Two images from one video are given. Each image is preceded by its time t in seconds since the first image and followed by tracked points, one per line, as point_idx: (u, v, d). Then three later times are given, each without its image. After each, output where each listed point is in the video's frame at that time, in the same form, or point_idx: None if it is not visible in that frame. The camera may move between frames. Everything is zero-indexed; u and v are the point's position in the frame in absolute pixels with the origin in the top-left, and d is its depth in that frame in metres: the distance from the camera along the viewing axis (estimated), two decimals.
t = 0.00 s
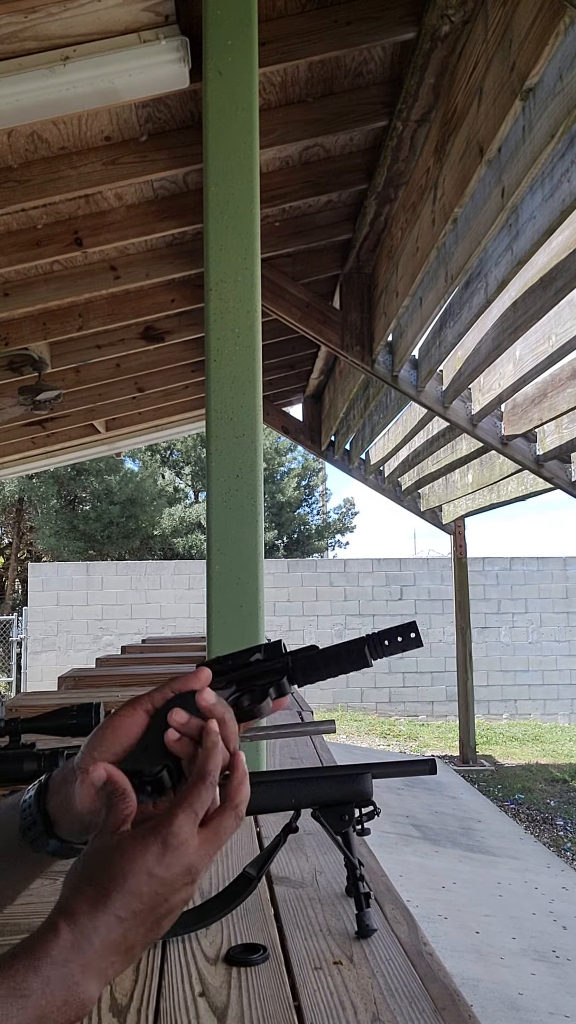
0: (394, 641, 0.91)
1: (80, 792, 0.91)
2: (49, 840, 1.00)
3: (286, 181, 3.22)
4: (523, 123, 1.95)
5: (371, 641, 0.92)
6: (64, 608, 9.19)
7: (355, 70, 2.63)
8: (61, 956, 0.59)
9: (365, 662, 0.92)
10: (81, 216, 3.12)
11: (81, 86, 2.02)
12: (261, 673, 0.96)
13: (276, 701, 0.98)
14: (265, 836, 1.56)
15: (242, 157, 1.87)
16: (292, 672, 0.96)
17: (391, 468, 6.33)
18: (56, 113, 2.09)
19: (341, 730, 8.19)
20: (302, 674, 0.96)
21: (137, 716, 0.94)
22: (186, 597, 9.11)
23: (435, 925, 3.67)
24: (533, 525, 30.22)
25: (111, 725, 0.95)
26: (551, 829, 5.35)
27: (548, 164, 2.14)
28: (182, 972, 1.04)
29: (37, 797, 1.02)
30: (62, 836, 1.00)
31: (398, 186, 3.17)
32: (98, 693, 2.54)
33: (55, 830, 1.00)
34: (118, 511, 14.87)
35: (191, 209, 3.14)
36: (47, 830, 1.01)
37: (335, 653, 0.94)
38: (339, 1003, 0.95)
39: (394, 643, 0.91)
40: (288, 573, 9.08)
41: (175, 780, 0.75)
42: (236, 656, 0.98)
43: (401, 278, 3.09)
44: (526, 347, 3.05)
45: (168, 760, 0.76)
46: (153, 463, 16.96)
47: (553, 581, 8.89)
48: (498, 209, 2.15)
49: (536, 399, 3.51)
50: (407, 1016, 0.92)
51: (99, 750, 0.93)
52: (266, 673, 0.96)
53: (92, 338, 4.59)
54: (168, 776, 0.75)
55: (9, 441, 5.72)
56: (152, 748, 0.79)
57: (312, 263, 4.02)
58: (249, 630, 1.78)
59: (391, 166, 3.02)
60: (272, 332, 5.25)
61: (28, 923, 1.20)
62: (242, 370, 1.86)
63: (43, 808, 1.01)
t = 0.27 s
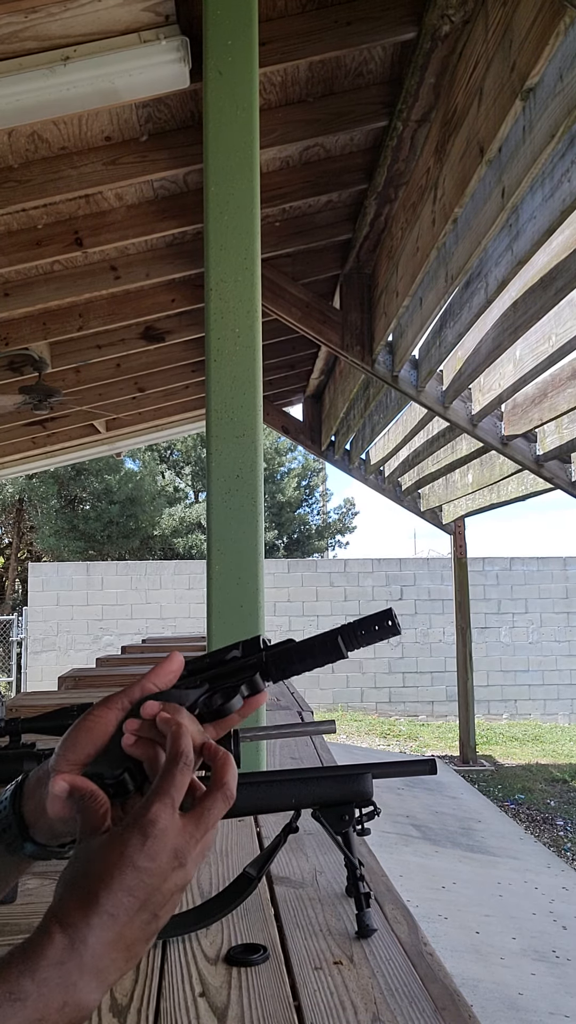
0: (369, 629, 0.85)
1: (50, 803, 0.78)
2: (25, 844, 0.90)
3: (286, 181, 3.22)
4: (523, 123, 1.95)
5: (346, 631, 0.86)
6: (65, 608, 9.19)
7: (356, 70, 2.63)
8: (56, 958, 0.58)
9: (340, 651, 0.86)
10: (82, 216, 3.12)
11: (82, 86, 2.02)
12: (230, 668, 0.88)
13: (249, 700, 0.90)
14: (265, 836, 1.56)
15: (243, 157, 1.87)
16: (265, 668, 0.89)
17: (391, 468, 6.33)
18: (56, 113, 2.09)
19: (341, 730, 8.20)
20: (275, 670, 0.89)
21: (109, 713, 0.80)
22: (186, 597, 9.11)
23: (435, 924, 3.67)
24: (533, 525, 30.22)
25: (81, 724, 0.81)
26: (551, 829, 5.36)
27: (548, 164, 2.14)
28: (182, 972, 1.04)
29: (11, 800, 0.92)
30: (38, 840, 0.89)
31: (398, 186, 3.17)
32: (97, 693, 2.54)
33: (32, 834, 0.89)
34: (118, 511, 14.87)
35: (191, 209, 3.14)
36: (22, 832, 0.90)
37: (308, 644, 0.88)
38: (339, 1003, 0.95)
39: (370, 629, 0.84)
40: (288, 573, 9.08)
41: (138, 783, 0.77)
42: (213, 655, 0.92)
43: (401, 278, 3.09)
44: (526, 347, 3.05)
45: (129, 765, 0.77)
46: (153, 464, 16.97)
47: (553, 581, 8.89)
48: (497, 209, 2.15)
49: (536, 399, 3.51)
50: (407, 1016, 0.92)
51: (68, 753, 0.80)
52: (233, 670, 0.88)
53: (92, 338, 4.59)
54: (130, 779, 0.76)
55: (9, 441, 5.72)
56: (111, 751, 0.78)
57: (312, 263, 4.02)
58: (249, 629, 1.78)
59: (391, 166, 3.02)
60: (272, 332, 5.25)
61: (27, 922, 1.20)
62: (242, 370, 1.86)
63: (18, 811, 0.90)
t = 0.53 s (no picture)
0: (360, 629, 0.89)
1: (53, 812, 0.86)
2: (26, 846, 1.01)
3: (286, 181, 3.22)
4: (523, 123, 1.95)
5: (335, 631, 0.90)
6: (65, 608, 9.19)
7: (356, 71, 2.63)
8: (35, 971, 0.60)
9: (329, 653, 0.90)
10: (82, 216, 3.12)
11: (82, 86, 2.02)
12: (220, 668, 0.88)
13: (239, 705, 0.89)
14: (265, 836, 1.56)
15: (243, 157, 1.87)
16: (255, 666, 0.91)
17: (391, 468, 6.33)
18: (56, 113, 2.10)
19: (341, 730, 8.19)
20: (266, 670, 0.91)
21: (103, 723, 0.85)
22: (186, 597, 9.11)
23: (435, 924, 3.67)
24: (534, 525, 30.22)
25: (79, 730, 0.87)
26: (551, 829, 5.36)
27: (548, 164, 2.14)
28: (182, 973, 1.04)
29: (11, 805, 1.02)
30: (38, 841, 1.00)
31: (398, 186, 3.17)
32: (98, 693, 2.54)
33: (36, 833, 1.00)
34: (118, 511, 14.87)
35: (191, 209, 3.14)
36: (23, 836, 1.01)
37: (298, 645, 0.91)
38: (338, 1003, 0.95)
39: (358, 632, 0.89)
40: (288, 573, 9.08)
41: (131, 801, 0.81)
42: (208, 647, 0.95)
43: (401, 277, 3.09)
44: (526, 347, 3.05)
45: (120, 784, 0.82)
46: (153, 464, 16.97)
47: (554, 581, 8.89)
48: (497, 209, 2.15)
49: (536, 399, 3.51)
50: (407, 1015, 0.92)
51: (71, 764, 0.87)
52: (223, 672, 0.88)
53: (92, 338, 4.59)
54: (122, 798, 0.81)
55: (9, 441, 5.73)
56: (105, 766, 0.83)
57: (312, 263, 4.02)
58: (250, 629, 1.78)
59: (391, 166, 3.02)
60: (272, 332, 5.25)
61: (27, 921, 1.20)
62: (242, 370, 1.86)
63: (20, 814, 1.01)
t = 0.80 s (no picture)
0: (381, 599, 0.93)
1: (113, 816, 0.93)
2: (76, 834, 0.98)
3: (286, 181, 3.22)
4: (523, 123, 1.95)
5: (348, 604, 0.95)
6: (65, 608, 9.19)
7: (356, 70, 2.63)
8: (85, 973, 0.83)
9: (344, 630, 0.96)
10: (82, 216, 3.11)
11: (82, 86, 2.02)
12: (237, 654, 0.96)
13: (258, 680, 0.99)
14: (265, 836, 1.56)
15: (243, 157, 1.86)
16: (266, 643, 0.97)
17: (391, 468, 6.32)
18: (56, 112, 2.09)
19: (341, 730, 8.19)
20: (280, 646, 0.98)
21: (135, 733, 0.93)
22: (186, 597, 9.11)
23: (435, 924, 3.67)
24: (534, 525, 30.21)
25: (108, 738, 0.93)
26: (551, 829, 5.35)
27: (548, 164, 2.14)
28: (182, 973, 1.04)
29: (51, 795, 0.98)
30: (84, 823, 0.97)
31: (398, 186, 3.17)
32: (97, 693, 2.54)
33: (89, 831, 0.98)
34: (118, 511, 14.86)
35: (191, 209, 3.14)
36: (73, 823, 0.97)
37: (312, 623, 0.96)
38: (339, 1003, 0.95)
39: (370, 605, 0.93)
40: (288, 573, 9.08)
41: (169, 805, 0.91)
42: (211, 619, 0.98)
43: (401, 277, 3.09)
44: (526, 347, 3.05)
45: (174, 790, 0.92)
46: (153, 464, 16.96)
47: (554, 581, 8.89)
48: (498, 209, 2.15)
49: (536, 399, 3.51)
50: (407, 1015, 0.92)
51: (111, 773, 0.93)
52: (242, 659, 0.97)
53: (92, 338, 4.59)
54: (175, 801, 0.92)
55: (9, 441, 5.73)
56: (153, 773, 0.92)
57: (312, 263, 4.02)
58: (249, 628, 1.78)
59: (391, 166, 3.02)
60: (272, 332, 5.25)
61: (27, 921, 1.20)
62: (242, 370, 1.86)
63: (64, 813, 0.97)
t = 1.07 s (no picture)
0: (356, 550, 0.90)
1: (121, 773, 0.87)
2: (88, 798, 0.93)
3: (286, 181, 3.22)
4: (523, 123, 1.95)
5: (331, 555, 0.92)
6: (65, 608, 9.19)
7: (356, 70, 2.63)
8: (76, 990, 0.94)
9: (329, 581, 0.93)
10: (82, 216, 3.11)
11: (82, 86, 2.02)
12: (231, 614, 0.89)
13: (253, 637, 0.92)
14: (265, 836, 1.56)
15: (243, 157, 1.86)
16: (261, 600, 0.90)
17: (391, 468, 6.32)
18: (56, 113, 2.09)
19: (341, 730, 8.19)
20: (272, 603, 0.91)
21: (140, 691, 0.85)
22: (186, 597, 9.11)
23: (435, 924, 3.67)
24: (534, 525, 30.21)
25: (114, 696, 0.86)
26: (551, 829, 5.36)
27: (548, 164, 2.14)
28: (182, 973, 1.04)
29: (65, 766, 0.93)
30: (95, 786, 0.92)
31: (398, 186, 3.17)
32: (97, 693, 2.54)
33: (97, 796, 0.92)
34: (118, 512, 14.86)
35: (191, 209, 3.14)
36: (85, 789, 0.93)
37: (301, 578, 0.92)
38: (339, 1003, 0.95)
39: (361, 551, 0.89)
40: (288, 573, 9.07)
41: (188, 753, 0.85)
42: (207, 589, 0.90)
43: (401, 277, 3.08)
44: (526, 347, 3.05)
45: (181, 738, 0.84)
46: (153, 464, 16.96)
47: (554, 581, 8.89)
48: (498, 209, 2.15)
49: (536, 399, 3.51)
50: (407, 1016, 0.92)
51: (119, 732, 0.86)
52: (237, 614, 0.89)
53: (92, 338, 4.59)
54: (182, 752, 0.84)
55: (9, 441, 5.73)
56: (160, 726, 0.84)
57: (312, 263, 4.02)
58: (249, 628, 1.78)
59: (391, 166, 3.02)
60: (272, 332, 5.25)
61: (27, 921, 1.20)
62: (242, 370, 1.86)
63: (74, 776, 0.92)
